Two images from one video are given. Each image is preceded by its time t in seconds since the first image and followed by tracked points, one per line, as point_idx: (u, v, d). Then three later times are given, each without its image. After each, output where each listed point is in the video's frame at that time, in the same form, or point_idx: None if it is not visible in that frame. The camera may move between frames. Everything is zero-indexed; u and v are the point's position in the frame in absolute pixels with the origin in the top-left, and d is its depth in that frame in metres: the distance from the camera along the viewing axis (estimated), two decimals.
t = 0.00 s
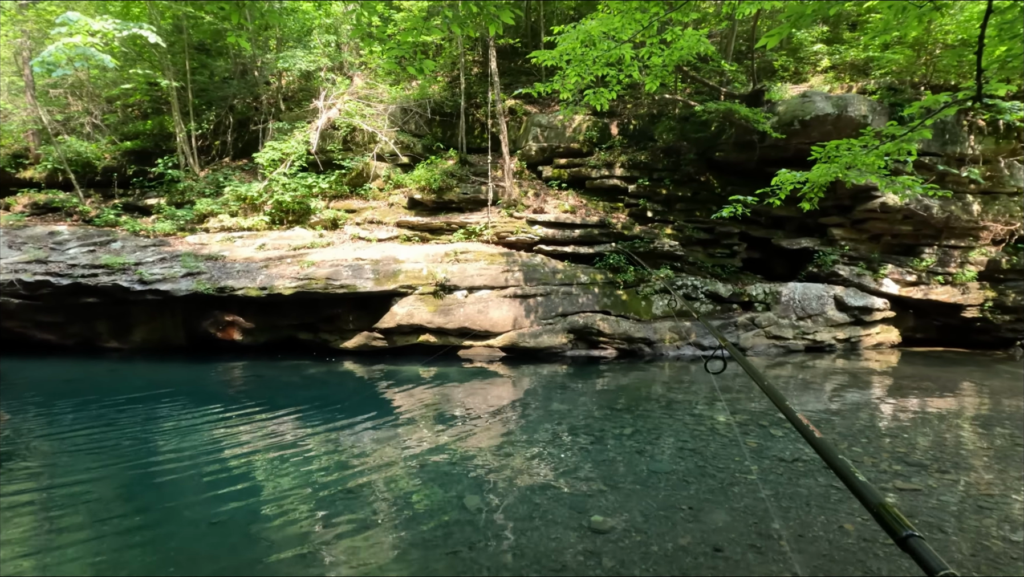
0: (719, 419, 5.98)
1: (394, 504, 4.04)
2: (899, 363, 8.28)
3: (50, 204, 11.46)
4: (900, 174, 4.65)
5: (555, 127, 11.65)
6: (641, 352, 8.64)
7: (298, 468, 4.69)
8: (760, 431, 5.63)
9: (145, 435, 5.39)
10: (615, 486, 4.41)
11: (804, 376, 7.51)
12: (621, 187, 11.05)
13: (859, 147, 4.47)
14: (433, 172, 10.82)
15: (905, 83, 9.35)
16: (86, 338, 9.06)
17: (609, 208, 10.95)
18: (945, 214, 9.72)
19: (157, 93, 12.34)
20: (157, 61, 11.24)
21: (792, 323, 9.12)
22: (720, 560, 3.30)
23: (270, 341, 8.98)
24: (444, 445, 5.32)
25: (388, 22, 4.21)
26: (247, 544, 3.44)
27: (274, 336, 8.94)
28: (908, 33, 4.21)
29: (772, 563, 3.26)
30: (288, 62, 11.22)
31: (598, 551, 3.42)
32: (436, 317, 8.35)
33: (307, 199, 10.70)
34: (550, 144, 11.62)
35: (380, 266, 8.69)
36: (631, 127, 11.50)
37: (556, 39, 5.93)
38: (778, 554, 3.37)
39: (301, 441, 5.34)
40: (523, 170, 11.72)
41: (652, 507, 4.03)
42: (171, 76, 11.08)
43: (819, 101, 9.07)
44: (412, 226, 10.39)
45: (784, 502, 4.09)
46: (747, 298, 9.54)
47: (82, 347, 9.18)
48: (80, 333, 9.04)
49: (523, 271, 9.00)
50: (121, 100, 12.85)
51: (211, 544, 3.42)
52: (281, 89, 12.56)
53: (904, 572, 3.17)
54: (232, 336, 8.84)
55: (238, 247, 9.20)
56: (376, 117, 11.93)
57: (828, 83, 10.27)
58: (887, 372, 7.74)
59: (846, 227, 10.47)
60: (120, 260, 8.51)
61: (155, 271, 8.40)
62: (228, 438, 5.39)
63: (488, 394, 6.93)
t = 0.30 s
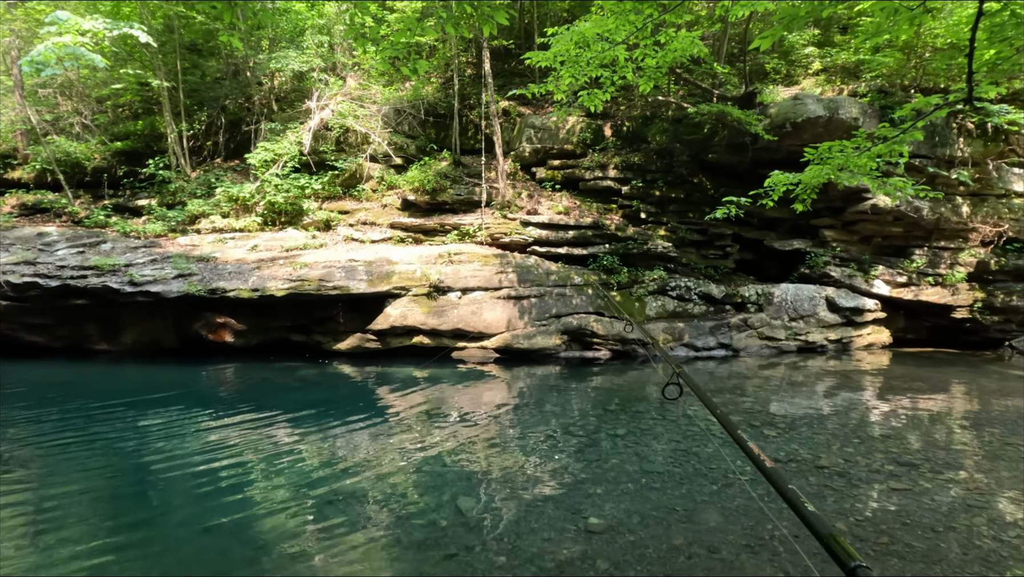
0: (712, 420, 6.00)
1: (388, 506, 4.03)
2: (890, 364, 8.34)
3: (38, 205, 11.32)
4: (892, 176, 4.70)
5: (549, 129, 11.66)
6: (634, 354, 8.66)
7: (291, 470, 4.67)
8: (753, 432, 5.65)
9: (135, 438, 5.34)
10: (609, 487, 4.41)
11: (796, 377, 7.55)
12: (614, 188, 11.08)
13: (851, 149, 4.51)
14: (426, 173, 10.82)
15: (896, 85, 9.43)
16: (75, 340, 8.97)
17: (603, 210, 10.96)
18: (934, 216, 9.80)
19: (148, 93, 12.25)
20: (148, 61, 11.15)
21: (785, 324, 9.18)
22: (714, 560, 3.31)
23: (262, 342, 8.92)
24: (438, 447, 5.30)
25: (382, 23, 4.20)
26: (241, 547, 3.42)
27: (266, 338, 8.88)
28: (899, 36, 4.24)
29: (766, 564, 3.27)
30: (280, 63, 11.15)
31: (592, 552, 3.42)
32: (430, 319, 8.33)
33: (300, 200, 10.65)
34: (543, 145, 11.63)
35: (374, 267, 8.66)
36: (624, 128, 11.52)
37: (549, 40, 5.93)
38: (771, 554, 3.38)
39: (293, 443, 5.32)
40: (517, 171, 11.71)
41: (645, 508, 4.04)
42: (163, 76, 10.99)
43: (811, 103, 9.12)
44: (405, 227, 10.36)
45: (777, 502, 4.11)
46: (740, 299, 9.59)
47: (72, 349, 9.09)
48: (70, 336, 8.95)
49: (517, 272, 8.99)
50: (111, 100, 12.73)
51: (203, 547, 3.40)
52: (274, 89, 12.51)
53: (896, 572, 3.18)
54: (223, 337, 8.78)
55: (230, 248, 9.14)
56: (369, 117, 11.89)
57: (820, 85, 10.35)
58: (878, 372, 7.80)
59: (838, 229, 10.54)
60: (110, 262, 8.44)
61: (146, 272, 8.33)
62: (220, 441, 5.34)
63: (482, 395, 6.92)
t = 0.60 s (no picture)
0: (702, 420, 6.04)
1: (378, 510, 4.00)
2: (877, 364, 8.44)
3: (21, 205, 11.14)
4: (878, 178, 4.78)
5: (539, 130, 11.69)
6: (625, 355, 8.70)
7: (280, 474, 4.64)
8: (743, 432, 5.68)
9: (122, 443, 5.28)
10: (600, 488, 4.42)
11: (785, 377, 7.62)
12: (605, 190, 11.12)
13: (838, 151, 4.57)
14: (417, 174, 10.80)
15: (881, 89, 9.59)
16: (60, 343, 8.84)
17: (593, 211, 11.00)
18: (920, 218, 9.93)
19: (134, 92, 12.11)
20: (134, 60, 11.02)
21: (773, 324, 9.26)
22: (704, 561, 3.32)
23: (251, 344, 8.85)
24: (428, 449, 5.29)
25: (372, 24, 4.20)
26: (229, 553, 3.38)
27: (255, 341, 8.81)
28: (884, 41, 4.31)
29: (756, 564, 3.29)
30: (269, 63, 11.08)
31: (583, 553, 3.41)
32: (420, 320, 8.31)
33: (289, 201, 10.57)
34: (534, 147, 11.64)
35: (363, 268, 8.62)
36: (614, 130, 11.58)
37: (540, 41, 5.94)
38: (761, 554, 3.40)
39: (283, 448, 5.28)
40: (508, 172, 11.71)
41: (636, 509, 4.04)
42: (149, 75, 10.88)
43: (798, 106, 9.22)
44: (395, 229, 10.33)
45: (766, 502, 4.13)
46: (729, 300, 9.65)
47: (56, 352, 8.95)
48: (54, 338, 8.82)
49: (508, 274, 8.99)
50: (97, 100, 12.58)
51: (189, 552, 3.37)
52: (262, 89, 12.44)
53: (884, 571, 3.21)
54: (211, 340, 8.69)
55: (218, 250, 9.06)
56: (359, 118, 11.86)
57: (807, 89, 10.49)
58: (865, 372, 7.89)
59: (825, 230, 10.64)
60: (95, 263, 8.32)
61: (131, 274, 8.22)
62: (208, 446, 5.29)
63: (473, 397, 6.91)
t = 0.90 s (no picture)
0: (691, 421, 6.07)
1: (367, 512, 3.98)
2: (862, 365, 8.55)
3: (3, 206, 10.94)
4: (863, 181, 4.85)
5: (529, 132, 11.69)
6: (614, 356, 8.73)
7: (268, 477, 4.59)
8: (731, 433, 5.72)
9: (106, 447, 5.20)
10: (590, 490, 4.43)
11: (772, 378, 7.69)
12: (594, 192, 11.16)
13: (824, 154, 4.60)
14: (406, 175, 10.77)
15: (866, 93, 9.73)
16: (43, 345, 8.70)
17: (583, 213, 11.03)
18: (904, 220, 10.07)
19: (119, 92, 11.96)
20: (119, 59, 10.89)
21: (761, 326, 9.36)
22: (693, 561, 3.34)
23: (238, 346, 8.76)
24: (417, 451, 5.27)
25: (362, 25, 4.18)
26: (216, 555, 3.35)
27: (242, 343, 8.72)
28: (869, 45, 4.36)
29: (744, 563, 3.31)
30: (257, 63, 11.00)
31: (573, 555, 3.41)
32: (409, 322, 8.28)
33: (277, 202, 10.49)
34: (524, 148, 11.64)
35: (353, 270, 8.57)
36: (604, 132, 11.65)
37: (531, 43, 5.96)
38: (749, 553, 3.42)
39: (271, 450, 5.23)
40: (498, 174, 11.70)
41: (625, 510, 4.05)
42: (135, 75, 10.75)
43: (785, 109, 9.29)
44: (385, 230, 10.29)
45: (754, 502, 4.16)
46: (717, 301, 9.69)
47: (38, 355, 8.79)
48: (36, 341, 8.67)
49: (498, 275, 8.98)
50: (81, 99, 12.40)
51: (174, 556, 3.33)
52: (250, 90, 12.36)
53: (870, 569, 3.24)
54: (198, 342, 8.59)
55: (205, 251, 8.96)
56: (348, 119, 11.82)
57: (793, 92, 10.62)
58: (851, 373, 7.98)
59: (812, 233, 10.76)
60: (79, 265, 8.19)
61: (116, 276, 8.11)
62: (194, 449, 5.22)
63: (462, 398, 6.89)
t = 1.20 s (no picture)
0: (683, 423, 6.09)
1: (358, 516, 3.95)
2: (852, 366, 8.63)
3: None
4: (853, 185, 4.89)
5: (522, 135, 11.72)
6: (607, 359, 8.76)
7: (259, 481, 4.55)
8: (722, 435, 5.75)
9: (94, 452, 5.12)
10: (582, 493, 4.43)
11: (764, 380, 7.74)
12: (587, 195, 11.19)
13: (814, 158, 4.63)
14: (398, 178, 10.74)
15: (855, 98, 9.83)
16: (29, 349, 8.58)
17: (575, 216, 11.06)
18: (892, 223, 10.18)
19: (108, 93, 11.86)
20: (109, 60, 10.80)
21: (752, 328, 9.42)
22: (686, 563, 3.34)
23: (229, 350, 8.69)
24: (409, 455, 5.24)
25: (354, 28, 4.18)
26: (205, 561, 3.31)
27: (233, 346, 8.66)
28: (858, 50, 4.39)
29: (735, 564, 3.33)
30: (248, 64, 10.94)
31: (566, 558, 3.41)
32: (401, 325, 8.25)
33: (268, 205, 10.42)
34: (516, 151, 11.67)
35: (344, 273, 8.54)
36: (596, 136, 11.70)
37: (522, 47, 5.97)
38: (741, 555, 3.43)
39: (262, 454, 5.19)
40: (490, 177, 11.71)
41: (618, 513, 4.05)
42: (124, 76, 10.68)
43: (776, 113, 9.38)
44: (377, 233, 10.27)
45: (746, 504, 4.18)
46: (709, 304, 9.68)
47: (24, 359, 8.67)
48: (22, 345, 8.55)
49: (490, 278, 8.97)
50: (70, 100, 12.28)
51: (162, 561, 3.28)
52: (241, 91, 12.31)
53: (860, 570, 3.26)
54: (187, 345, 8.51)
55: (195, 254, 8.89)
56: (340, 121, 11.79)
57: (784, 96, 10.71)
58: (841, 375, 8.05)
59: (802, 236, 10.84)
60: (66, 267, 8.10)
61: (105, 278, 8.02)
62: (183, 454, 5.17)
63: (454, 402, 6.88)
